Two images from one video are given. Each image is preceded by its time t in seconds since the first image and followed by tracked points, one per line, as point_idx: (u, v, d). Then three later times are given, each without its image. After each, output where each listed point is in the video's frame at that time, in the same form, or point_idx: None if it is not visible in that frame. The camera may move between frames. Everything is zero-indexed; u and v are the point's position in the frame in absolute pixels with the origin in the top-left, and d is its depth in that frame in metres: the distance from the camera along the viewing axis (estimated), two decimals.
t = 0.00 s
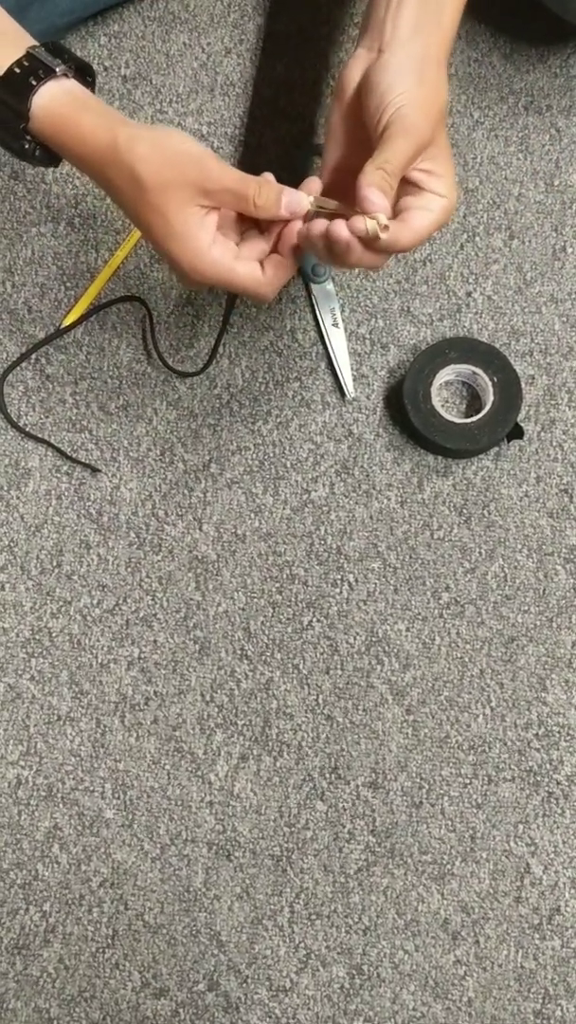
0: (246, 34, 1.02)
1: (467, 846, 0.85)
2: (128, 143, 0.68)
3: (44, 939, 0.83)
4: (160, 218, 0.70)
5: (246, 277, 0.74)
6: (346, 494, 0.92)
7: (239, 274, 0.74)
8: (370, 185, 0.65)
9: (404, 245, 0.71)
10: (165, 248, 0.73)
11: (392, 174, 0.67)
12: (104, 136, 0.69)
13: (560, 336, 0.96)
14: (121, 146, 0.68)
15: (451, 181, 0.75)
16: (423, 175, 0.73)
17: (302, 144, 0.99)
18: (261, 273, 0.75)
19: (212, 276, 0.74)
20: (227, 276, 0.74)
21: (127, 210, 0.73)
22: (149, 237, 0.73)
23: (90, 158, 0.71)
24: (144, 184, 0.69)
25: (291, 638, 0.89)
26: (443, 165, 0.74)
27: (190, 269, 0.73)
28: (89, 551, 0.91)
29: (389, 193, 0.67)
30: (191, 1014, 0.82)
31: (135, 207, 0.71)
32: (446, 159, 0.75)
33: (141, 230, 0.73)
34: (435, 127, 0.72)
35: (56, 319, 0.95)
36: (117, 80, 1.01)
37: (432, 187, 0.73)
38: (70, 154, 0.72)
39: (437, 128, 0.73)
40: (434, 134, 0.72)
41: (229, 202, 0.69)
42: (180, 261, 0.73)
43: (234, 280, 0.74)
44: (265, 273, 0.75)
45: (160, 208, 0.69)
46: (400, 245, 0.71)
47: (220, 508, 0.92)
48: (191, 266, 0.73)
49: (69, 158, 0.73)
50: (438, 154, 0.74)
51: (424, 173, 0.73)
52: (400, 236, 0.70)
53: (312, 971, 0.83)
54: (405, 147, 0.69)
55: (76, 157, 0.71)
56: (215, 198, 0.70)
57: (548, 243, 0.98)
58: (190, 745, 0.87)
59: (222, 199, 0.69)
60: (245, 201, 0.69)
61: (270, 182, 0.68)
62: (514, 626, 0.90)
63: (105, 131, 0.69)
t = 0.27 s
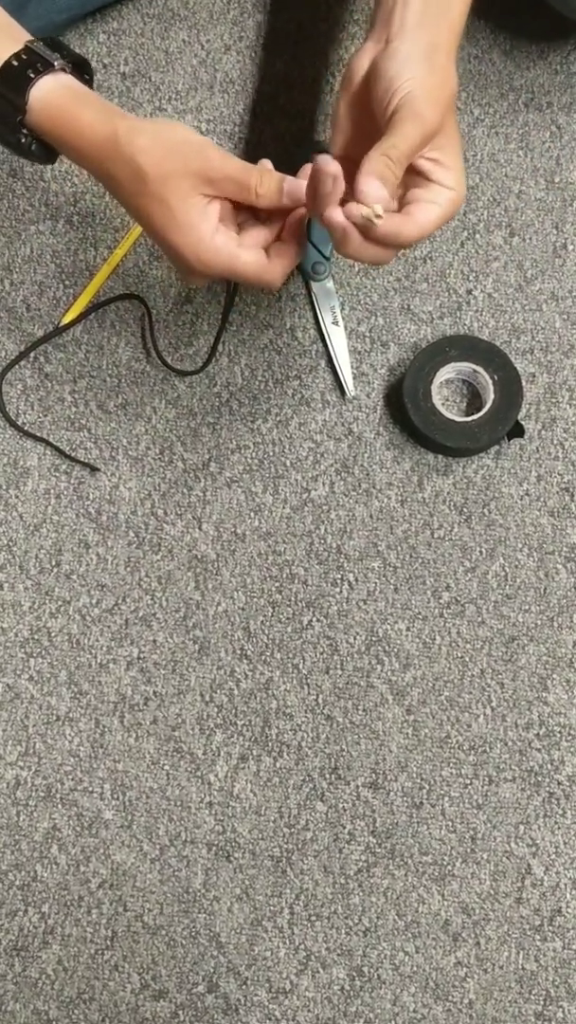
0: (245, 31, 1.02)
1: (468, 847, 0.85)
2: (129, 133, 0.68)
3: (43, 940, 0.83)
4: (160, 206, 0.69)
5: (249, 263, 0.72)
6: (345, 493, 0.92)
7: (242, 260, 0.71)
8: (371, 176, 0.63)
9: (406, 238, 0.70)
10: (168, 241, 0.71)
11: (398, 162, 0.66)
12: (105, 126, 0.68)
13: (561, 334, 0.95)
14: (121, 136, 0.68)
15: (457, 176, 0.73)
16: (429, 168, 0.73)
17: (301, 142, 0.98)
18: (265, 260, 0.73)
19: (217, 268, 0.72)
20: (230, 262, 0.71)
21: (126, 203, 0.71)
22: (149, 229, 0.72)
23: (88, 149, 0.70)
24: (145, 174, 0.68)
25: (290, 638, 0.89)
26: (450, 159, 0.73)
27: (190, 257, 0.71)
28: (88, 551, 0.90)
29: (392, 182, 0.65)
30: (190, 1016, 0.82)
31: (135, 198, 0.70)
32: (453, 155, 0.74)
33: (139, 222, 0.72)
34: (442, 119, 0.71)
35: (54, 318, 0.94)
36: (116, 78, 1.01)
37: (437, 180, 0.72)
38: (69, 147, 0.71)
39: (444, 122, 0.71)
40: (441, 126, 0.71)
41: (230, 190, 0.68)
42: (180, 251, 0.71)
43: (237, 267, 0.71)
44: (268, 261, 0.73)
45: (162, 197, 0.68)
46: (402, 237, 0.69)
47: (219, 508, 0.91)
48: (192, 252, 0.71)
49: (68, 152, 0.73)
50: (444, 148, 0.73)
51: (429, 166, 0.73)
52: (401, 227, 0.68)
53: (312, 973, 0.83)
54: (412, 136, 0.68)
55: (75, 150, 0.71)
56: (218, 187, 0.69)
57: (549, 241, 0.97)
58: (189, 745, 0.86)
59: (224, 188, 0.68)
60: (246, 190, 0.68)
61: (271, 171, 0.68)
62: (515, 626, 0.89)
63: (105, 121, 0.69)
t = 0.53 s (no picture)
0: (243, 30, 1.01)
1: (466, 849, 0.85)
2: (57, 159, 0.65)
3: (40, 942, 0.83)
4: (88, 228, 0.65)
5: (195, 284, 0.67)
6: (344, 494, 0.91)
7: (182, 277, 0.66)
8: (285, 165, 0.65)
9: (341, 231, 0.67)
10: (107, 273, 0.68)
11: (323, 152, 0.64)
12: (31, 154, 0.66)
13: (560, 334, 0.95)
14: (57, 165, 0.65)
15: (421, 167, 0.67)
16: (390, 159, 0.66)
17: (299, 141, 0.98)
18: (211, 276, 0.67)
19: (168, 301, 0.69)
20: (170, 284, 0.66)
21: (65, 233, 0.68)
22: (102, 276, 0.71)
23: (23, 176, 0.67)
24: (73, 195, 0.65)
25: (288, 639, 0.88)
26: (412, 144, 0.66)
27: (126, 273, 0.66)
28: (85, 551, 0.90)
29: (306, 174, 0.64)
30: (187, 1018, 0.82)
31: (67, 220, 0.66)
32: (418, 138, 0.66)
33: (78, 249, 0.68)
34: (398, 101, 0.65)
35: (51, 318, 0.94)
36: (113, 77, 1.00)
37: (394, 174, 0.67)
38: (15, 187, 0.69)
39: (402, 101, 0.65)
40: (395, 110, 0.65)
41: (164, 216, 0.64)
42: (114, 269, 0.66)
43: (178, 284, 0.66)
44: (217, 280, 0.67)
45: (87, 219, 0.65)
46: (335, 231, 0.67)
47: (217, 508, 0.91)
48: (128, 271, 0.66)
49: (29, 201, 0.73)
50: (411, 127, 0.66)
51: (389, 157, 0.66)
52: (332, 220, 0.67)
53: (310, 975, 0.82)
54: (347, 122, 0.64)
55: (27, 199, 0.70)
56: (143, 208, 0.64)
57: (548, 240, 0.97)
58: (187, 746, 0.86)
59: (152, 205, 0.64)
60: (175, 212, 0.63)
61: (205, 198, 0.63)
62: (514, 627, 0.89)
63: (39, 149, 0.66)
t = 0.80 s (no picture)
0: (240, 30, 1.01)
1: (462, 849, 0.85)
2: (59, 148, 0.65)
3: (36, 943, 0.83)
4: (84, 209, 0.63)
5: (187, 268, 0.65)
6: (340, 494, 0.91)
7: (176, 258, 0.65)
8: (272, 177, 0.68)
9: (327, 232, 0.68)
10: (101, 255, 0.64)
11: (300, 156, 0.66)
12: (28, 139, 0.65)
13: (556, 334, 0.95)
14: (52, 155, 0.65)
15: (398, 159, 0.66)
16: (367, 155, 0.66)
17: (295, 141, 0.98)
18: (205, 260, 0.65)
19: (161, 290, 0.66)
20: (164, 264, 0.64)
21: (52, 223, 0.66)
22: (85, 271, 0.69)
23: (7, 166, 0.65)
24: (71, 180, 0.64)
25: (284, 639, 0.88)
26: (387, 139, 0.65)
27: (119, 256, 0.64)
28: (81, 552, 0.90)
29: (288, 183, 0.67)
30: (183, 1018, 0.82)
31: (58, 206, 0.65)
32: (395, 132, 0.65)
33: (66, 238, 0.65)
34: (368, 98, 0.65)
35: (47, 318, 0.94)
36: (109, 77, 1.00)
37: (370, 169, 0.65)
38: None
39: (372, 98, 0.65)
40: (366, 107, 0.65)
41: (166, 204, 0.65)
42: (107, 251, 0.64)
43: (174, 267, 0.65)
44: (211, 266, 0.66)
45: (91, 196, 0.63)
46: (320, 232, 0.68)
47: (213, 508, 0.91)
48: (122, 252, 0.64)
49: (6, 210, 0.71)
50: (391, 122, 0.65)
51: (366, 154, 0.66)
52: (315, 221, 0.68)
53: (306, 975, 0.82)
54: (318, 125, 0.65)
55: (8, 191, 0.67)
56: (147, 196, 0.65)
57: (544, 240, 0.97)
58: (183, 747, 0.86)
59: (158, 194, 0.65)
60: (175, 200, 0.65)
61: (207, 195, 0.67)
62: (510, 627, 0.89)
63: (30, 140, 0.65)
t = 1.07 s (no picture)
0: (237, 31, 1.01)
1: (458, 848, 0.85)
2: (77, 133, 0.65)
3: (32, 943, 0.83)
4: (93, 185, 0.63)
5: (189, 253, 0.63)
6: (337, 494, 0.91)
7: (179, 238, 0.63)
8: (271, 183, 0.68)
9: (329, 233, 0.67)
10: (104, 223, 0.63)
11: (297, 158, 0.66)
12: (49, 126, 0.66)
13: (552, 334, 0.95)
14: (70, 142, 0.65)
15: (395, 156, 0.65)
16: (364, 154, 0.65)
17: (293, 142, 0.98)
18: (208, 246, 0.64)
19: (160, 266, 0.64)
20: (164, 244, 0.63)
21: (59, 203, 0.65)
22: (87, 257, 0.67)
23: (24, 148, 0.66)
24: (84, 160, 0.63)
25: (281, 639, 0.88)
26: (383, 136, 0.65)
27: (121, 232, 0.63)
28: (78, 552, 0.90)
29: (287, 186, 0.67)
30: (179, 1018, 0.82)
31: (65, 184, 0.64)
32: (391, 129, 0.65)
33: (70, 218, 0.65)
34: (362, 97, 0.64)
35: (44, 318, 0.94)
36: (107, 78, 1.00)
37: (368, 167, 0.65)
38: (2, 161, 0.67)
39: (366, 97, 0.65)
40: (360, 106, 0.65)
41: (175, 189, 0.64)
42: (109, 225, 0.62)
43: (175, 247, 0.63)
44: (214, 252, 0.64)
45: (102, 171, 0.63)
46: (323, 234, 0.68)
47: (210, 508, 0.91)
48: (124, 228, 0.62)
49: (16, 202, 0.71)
50: (387, 119, 0.65)
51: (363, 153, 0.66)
52: (317, 222, 0.67)
53: (302, 974, 0.82)
54: (312, 127, 0.65)
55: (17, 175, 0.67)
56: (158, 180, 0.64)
57: (540, 240, 0.97)
58: (179, 747, 0.86)
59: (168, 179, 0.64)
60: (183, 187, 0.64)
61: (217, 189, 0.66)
62: (506, 626, 0.89)
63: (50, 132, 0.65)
